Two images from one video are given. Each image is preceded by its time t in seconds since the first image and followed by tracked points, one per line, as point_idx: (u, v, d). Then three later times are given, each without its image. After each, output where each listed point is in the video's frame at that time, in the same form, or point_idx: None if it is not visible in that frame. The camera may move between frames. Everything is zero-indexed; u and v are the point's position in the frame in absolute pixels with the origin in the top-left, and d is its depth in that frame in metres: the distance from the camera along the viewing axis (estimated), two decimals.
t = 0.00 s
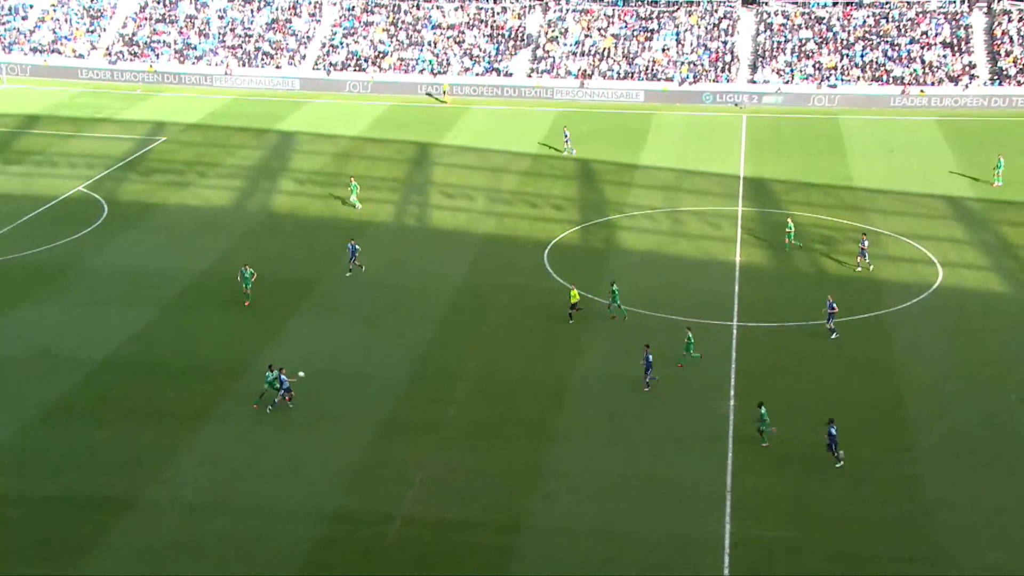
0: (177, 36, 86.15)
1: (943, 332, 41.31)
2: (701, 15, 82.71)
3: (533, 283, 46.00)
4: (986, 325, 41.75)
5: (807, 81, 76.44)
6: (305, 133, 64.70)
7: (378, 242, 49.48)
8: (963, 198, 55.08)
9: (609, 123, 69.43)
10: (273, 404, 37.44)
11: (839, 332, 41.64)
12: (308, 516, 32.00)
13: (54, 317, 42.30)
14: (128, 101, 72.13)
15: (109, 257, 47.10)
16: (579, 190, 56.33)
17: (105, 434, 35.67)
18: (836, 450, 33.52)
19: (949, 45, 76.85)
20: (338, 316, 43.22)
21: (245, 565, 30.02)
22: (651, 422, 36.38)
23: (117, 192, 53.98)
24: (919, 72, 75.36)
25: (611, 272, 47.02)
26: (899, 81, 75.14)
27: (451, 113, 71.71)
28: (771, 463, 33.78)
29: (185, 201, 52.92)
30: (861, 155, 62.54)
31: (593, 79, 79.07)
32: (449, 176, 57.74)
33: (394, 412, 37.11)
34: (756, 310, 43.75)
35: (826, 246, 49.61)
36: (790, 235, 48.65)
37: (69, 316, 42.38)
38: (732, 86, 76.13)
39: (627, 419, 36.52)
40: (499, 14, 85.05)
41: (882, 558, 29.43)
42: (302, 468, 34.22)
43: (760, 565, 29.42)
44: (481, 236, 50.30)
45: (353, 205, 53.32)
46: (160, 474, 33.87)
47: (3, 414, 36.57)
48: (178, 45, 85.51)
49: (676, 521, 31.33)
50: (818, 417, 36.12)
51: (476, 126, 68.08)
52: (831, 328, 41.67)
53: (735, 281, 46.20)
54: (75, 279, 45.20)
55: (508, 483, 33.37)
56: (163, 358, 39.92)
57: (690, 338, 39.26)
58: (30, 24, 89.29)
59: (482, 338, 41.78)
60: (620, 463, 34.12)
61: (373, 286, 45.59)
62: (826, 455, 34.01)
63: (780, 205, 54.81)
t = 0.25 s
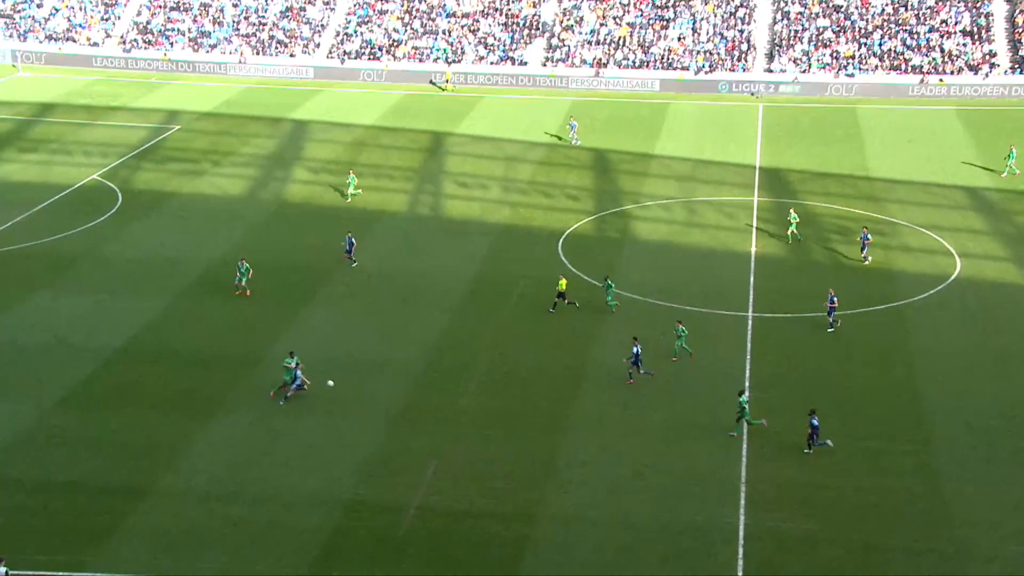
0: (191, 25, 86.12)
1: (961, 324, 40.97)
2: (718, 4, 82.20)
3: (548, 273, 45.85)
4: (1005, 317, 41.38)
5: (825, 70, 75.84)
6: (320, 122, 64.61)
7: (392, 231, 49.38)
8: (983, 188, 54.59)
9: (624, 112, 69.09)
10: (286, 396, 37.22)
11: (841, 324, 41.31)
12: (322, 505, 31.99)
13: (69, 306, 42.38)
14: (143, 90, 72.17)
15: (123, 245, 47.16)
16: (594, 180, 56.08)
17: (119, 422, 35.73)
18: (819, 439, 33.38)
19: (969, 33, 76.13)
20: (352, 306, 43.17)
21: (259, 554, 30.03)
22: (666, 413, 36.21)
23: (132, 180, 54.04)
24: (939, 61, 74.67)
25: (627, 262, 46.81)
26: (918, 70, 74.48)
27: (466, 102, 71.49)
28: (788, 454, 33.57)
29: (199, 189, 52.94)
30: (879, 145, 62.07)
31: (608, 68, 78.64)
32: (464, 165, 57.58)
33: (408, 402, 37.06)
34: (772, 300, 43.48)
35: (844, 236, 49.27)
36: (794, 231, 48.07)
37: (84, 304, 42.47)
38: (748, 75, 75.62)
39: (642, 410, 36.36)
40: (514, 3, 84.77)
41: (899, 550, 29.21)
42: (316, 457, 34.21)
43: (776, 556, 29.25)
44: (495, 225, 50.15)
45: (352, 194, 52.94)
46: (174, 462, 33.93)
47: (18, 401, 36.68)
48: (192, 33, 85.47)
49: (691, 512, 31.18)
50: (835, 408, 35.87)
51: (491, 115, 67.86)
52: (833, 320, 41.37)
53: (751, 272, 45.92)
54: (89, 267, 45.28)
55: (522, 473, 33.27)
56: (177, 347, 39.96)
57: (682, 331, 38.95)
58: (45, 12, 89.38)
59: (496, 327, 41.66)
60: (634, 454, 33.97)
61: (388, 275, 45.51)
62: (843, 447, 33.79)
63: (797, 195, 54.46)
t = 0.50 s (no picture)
0: (201, 16, 86.18)
1: (971, 317, 40.83)
2: None
3: (557, 266, 45.81)
4: (1015, 310, 41.22)
5: (835, 62, 75.53)
6: (328, 114, 64.63)
7: (401, 223, 49.40)
8: (993, 181, 54.36)
9: (633, 104, 68.94)
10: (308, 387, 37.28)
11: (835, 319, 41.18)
12: (330, 497, 32.09)
13: (79, 297, 42.52)
14: (152, 81, 72.26)
15: (133, 236, 47.28)
16: (603, 172, 56.00)
17: (129, 414, 35.87)
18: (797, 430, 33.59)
19: (981, 25, 75.72)
20: (360, 298, 43.24)
21: (268, 545, 30.15)
22: (674, 406, 36.19)
23: (141, 172, 54.15)
24: (949, 53, 74.29)
25: (635, 255, 46.76)
26: (928, 62, 74.11)
27: (475, 94, 71.42)
28: (796, 448, 33.54)
29: (208, 181, 53.03)
30: (889, 137, 61.83)
31: (617, 60, 78.43)
32: (472, 158, 57.55)
33: (416, 394, 37.14)
34: (781, 294, 43.38)
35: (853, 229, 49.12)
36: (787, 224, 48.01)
37: (93, 296, 42.61)
38: (758, 67, 75.36)
39: (649, 403, 36.35)
40: None
41: (907, 544, 29.19)
42: (324, 449, 34.31)
43: (783, 550, 29.26)
44: (504, 218, 50.14)
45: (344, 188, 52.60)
46: (184, 453, 34.07)
47: (28, 393, 36.84)
48: (201, 25, 85.49)
49: (699, 505, 31.20)
50: (843, 402, 35.81)
51: (500, 107, 67.78)
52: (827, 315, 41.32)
53: (759, 265, 45.81)
54: (99, 258, 45.41)
55: (530, 465, 33.32)
56: (187, 338, 40.09)
57: (666, 326, 38.90)
58: (54, 3, 89.53)
59: (504, 319, 41.69)
60: (642, 447, 34.00)
61: (396, 267, 45.55)
62: (851, 441, 33.74)
63: (806, 187, 54.31)
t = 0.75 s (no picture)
0: (204, 13, 86.17)
1: (974, 315, 40.79)
2: None
3: (560, 263, 45.80)
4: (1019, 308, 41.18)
5: (838, 60, 75.42)
6: (332, 111, 64.63)
7: (404, 220, 49.40)
8: (997, 178, 54.31)
9: (636, 101, 68.89)
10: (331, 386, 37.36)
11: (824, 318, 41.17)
12: (333, 494, 32.13)
13: (83, 294, 42.58)
14: (156, 78, 72.28)
15: (136, 233, 47.33)
16: (606, 169, 55.97)
17: (132, 410, 35.94)
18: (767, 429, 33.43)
19: (985, 22, 75.63)
20: (363, 294, 43.27)
21: (270, 542, 30.21)
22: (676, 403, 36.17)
23: (144, 169, 54.17)
24: (953, 50, 74.13)
25: (638, 253, 46.72)
26: (932, 59, 73.94)
27: (478, 91, 71.39)
28: (798, 445, 33.55)
29: (211, 178, 53.05)
30: (892, 135, 61.75)
31: (621, 57, 78.36)
32: (475, 155, 57.55)
33: (419, 391, 37.17)
34: (784, 291, 43.34)
35: (856, 226, 49.07)
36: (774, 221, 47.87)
37: (96, 293, 42.66)
38: (761, 65, 75.26)
39: (652, 400, 36.36)
40: None
41: (910, 541, 29.21)
42: (327, 446, 34.36)
43: (785, 547, 29.26)
44: (507, 215, 50.15)
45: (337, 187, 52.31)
46: (187, 450, 34.13)
47: (32, 389, 36.91)
48: (205, 22, 85.47)
49: (701, 502, 31.21)
50: (846, 399, 35.80)
51: (503, 104, 67.74)
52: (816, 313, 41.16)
53: (762, 262, 45.77)
54: (102, 255, 45.47)
55: (533, 462, 33.34)
56: (190, 335, 40.14)
57: (643, 326, 38.58)
58: None
59: (507, 317, 41.70)
60: (645, 444, 34.01)
61: (399, 265, 45.54)
62: (853, 438, 33.74)
63: (810, 184, 54.28)
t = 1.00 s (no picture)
0: (204, 10, 86.13)
1: (974, 311, 40.82)
2: None
3: (560, 260, 45.82)
4: (1019, 305, 41.20)
5: (838, 57, 75.39)
6: (332, 107, 64.62)
7: (404, 218, 49.38)
8: (997, 175, 54.32)
9: (636, 98, 68.89)
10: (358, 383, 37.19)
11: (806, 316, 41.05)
12: (333, 491, 32.16)
13: (82, 291, 42.57)
14: (156, 75, 72.23)
15: (136, 230, 47.32)
16: (606, 166, 55.97)
17: (132, 407, 35.96)
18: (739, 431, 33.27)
19: (984, 19, 75.66)
20: (364, 291, 43.28)
21: (271, 539, 30.24)
22: (676, 400, 36.21)
23: (144, 166, 54.16)
24: (953, 47, 74.01)
25: (638, 250, 46.72)
26: (933, 56, 73.60)
27: (478, 88, 71.38)
28: (798, 442, 33.59)
29: (211, 175, 53.03)
30: (892, 131, 61.76)
31: (621, 54, 78.27)
32: (475, 151, 57.56)
33: (419, 387, 37.20)
34: (783, 288, 43.37)
35: (856, 223, 49.09)
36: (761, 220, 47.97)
37: (97, 290, 42.66)
38: (761, 62, 75.24)
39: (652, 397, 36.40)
40: None
41: (909, 537, 29.25)
42: (327, 442, 34.38)
43: (785, 543, 29.30)
44: (507, 211, 50.16)
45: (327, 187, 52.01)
46: (188, 446, 34.16)
47: (32, 386, 36.92)
48: (204, 19, 85.38)
49: (701, 499, 31.24)
50: (846, 396, 35.82)
51: (503, 100, 67.74)
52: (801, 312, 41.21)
53: (762, 259, 45.79)
54: (102, 252, 45.45)
55: (533, 459, 33.38)
56: (190, 332, 40.16)
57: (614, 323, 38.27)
58: None
59: (507, 313, 41.72)
60: (645, 440, 34.04)
61: (400, 261, 45.57)
62: (853, 435, 33.78)
63: (809, 181, 54.29)
